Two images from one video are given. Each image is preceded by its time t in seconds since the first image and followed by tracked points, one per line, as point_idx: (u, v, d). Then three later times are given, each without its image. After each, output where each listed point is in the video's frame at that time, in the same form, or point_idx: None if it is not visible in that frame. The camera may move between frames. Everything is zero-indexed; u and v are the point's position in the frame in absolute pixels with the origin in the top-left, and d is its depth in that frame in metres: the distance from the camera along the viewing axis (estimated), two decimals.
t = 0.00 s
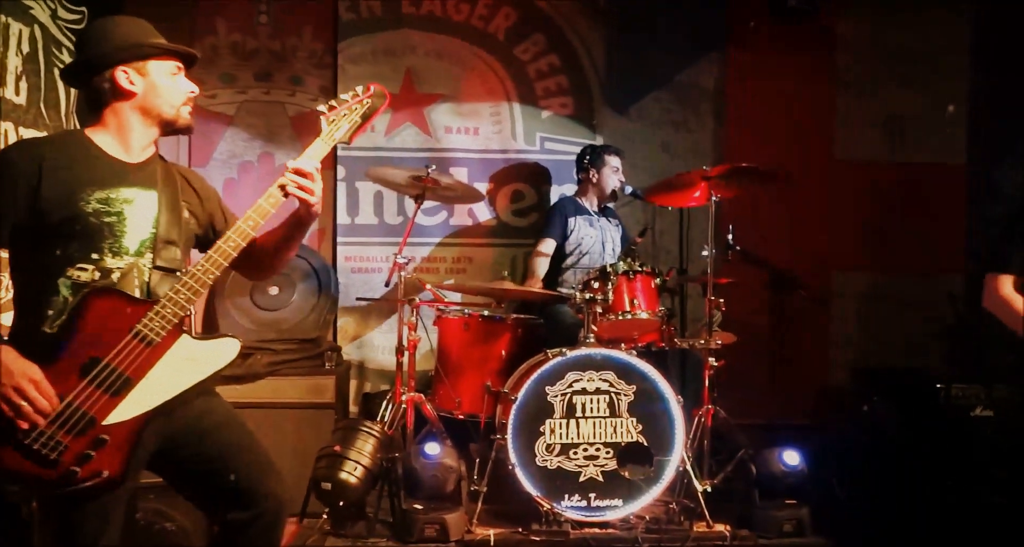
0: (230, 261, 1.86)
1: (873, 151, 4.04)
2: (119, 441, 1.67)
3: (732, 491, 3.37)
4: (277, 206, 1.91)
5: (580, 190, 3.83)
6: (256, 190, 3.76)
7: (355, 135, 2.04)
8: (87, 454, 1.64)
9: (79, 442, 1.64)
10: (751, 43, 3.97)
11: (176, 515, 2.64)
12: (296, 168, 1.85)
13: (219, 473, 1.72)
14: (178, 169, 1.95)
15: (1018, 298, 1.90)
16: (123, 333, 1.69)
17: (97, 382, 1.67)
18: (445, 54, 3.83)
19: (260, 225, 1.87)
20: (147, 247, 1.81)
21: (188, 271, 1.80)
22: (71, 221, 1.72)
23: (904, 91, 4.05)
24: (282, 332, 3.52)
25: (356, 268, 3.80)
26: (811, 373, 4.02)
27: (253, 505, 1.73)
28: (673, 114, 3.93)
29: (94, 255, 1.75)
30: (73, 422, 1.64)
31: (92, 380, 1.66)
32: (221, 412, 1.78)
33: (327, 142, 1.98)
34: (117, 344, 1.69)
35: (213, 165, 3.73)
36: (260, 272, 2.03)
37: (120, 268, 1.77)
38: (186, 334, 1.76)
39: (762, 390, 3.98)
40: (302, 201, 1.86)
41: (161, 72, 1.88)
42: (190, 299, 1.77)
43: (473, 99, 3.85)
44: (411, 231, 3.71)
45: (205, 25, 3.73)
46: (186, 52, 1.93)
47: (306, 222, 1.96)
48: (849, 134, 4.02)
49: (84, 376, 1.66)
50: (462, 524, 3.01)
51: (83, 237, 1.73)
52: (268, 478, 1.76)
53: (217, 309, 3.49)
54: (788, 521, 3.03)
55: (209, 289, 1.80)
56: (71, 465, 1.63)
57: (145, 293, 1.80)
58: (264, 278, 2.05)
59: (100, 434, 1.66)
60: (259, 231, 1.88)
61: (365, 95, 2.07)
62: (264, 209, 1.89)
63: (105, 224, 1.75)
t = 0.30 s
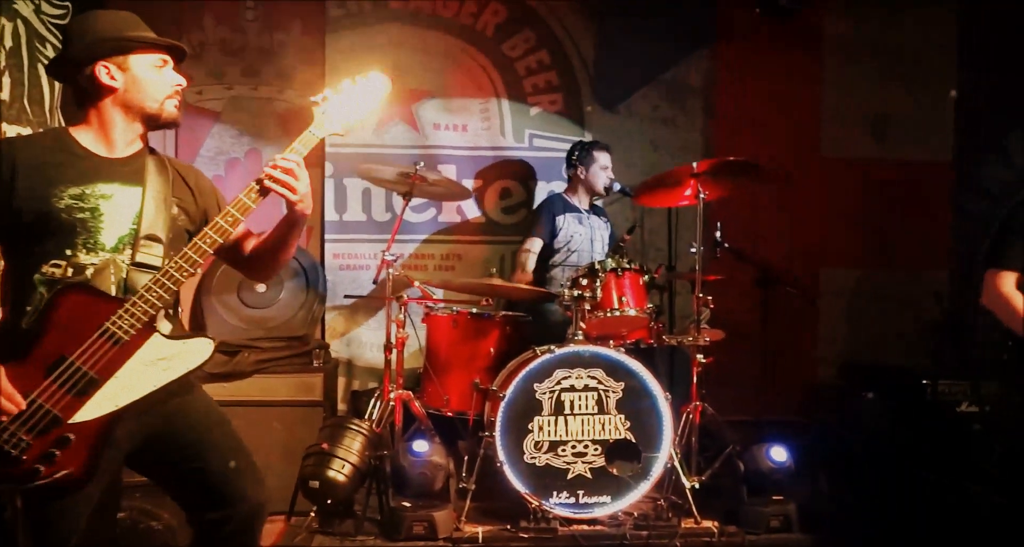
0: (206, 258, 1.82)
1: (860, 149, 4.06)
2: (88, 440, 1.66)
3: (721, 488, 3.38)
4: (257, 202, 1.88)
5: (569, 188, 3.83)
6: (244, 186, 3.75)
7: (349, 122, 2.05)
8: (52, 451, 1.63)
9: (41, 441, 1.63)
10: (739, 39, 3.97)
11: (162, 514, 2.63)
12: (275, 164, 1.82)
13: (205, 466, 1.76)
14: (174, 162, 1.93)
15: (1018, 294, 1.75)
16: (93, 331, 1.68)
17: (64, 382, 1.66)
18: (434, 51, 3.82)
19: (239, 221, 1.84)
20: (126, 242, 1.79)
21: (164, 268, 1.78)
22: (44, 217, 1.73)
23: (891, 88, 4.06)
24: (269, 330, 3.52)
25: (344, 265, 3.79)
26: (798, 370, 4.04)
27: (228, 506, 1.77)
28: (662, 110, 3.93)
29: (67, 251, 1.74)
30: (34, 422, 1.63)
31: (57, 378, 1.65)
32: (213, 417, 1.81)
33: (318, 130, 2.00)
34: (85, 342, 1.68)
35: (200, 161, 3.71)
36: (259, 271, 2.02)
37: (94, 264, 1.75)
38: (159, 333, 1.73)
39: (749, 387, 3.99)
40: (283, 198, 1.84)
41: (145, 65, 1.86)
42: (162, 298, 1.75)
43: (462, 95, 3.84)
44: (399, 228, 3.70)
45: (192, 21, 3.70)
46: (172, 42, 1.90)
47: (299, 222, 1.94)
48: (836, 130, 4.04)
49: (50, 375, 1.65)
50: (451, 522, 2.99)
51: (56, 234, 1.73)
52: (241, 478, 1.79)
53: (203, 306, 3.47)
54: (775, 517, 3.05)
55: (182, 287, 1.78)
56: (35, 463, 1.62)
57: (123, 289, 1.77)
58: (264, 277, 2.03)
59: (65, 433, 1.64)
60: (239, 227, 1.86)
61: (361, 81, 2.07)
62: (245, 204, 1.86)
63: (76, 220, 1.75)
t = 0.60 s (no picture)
0: (202, 259, 1.87)
1: (843, 147, 4.08)
2: (74, 439, 1.71)
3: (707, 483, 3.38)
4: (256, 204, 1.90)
5: (556, 185, 3.84)
6: (229, 185, 3.72)
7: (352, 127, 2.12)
8: (37, 451, 1.68)
9: (28, 440, 1.68)
10: (724, 38, 3.98)
11: (147, 513, 2.62)
12: (274, 168, 1.84)
13: (198, 466, 1.81)
14: (169, 159, 1.98)
15: None
16: (84, 329, 1.74)
17: (53, 382, 1.71)
18: (419, 48, 3.81)
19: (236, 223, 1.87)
20: (119, 240, 1.87)
21: (158, 269, 1.83)
22: (36, 211, 1.82)
23: (874, 86, 4.09)
24: (253, 327, 3.49)
25: (330, 263, 3.78)
26: (783, 367, 4.06)
27: (215, 513, 1.82)
28: (647, 108, 3.94)
29: (59, 247, 1.83)
30: (21, 421, 1.68)
31: (47, 378, 1.71)
32: (200, 424, 1.84)
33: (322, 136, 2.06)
34: (74, 342, 1.73)
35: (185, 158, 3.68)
36: (252, 272, 2.03)
37: (87, 260, 1.84)
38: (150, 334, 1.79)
39: (735, 384, 4.01)
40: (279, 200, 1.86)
41: (143, 62, 1.92)
42: (153, 299, 1.80)
43: (448, 93, 3.83)
44: (385, 226, 3.69)
45: (176, 16, 3.67)
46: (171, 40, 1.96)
47: (291, 226, 1.95)
48: (820, 129, 4.06)
49: (36, 375, 1.70)
50: (437, 520, 2.99)
51: (48, 231, 1.82)
52: (229, 482, 1.83)
53: (188, 302, 3.43)
54: (759, 513, 3.07)
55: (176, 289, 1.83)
56: (20, 461, 1.67)
57: (114, 287, 1.84)
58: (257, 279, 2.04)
59: (52, 433, 1.69)
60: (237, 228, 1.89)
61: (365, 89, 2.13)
62: (244, 206, 1.89)
63: (70, 214, 1.83)
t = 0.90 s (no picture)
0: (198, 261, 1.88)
1: (829, 145, 4.11)
2: (66, 439, 1.70)
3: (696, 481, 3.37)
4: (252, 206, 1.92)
5: (543, 182, 3.84)
6: (214, 184, 3.69)
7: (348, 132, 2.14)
8: (28, 451, 1.66)
9: (20, 440, 1.66)
10: (710, 36, 3.99)
11: (134, 512, 2.60)
12: (256, 183, 1.85)
13: (186, 465, 1.83)
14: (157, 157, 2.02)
15: None
16: (78, 328, 1.73)
17: (46, 380, 1.69)
18: (406, 45, 3.80)
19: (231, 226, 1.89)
20: (111, 239, 1.86)
21: (153, 270, 1.83)
22: (27, 209, 1.80)
23: (860, 84, 4.11)
24: (241, 326, 3.48)
25: (318, 261, 3.76)
26: (770, 363, 4.08)
27: (206, 512, 1.85)
28: (635, 106, 3.95)
29: (50, 246, 1.81)
30: (13, 420, 1.66)
31: (42, 379, 1.69)
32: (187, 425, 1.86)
33: (319, 141, 2.08)
34: (68, 342, 1.72)
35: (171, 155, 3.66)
36: (230, 279, 2.05)
37: (79, 260, 1.82)
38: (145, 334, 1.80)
39: (723, 381, 4.03)
40: (256, 214, 1.88)
41: (129, 58, 1.93)
42: (149, 299, 1.81)
43: (436, 90, 3.82)
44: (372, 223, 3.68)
45: (161, 13, 3.64)
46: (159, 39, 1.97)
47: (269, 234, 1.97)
48: (805, 127, 4.08)
49: (30, 374, 1.68)
50: (425, 518, 2.99)
51: (40, 229, 1.81)
52: (216, 481, 1.85)
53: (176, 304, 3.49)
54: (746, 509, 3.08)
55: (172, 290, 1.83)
56: (11, 462, 1.65)
57: (107, 287, 1.83)
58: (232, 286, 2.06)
59: (43, 433, 1.68)
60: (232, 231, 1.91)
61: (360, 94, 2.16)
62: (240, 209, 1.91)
63: (60, 213, 1.82)
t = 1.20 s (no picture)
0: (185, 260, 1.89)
1: (817, 144, 4.13)
2: (52, 439, 1.69)
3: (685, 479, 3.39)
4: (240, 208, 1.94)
5: (532, 180, 3.84)
6: (202, 182, 3.67)
7: (335, 134, 2.16)
8: (13, 451, 1.64)
9: (8, 439, 1.65)
10: (699, 35, 4.01)
11: (122, 512, 2.58)
12: (256, 174, 1.85)
13: (174, 465, 1.83)
14: (142, 157, 2.01)
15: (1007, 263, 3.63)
16: (66, 327, 1.72)
17: (33, 379, 1.68)
18: (395, 43, 3.79)
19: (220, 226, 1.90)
20: (96, 238, 1.86)
21: (140, 270, 1.83)
22: (11, 208, 1.79)
23: (848, 84, 4.13)
24: (230, 325, 3.50)
25: (306, 260, 3.75)
26: (758, 362, 4.10)
27: (195, 511, 1.84)
28: (624, 105, 3.96)
29: (34, 245, 1.81)
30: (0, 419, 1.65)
31: (27, 378, 1.68)
32: (179, 425, 1.87)
33: (307, 142, 2.09)
34: (56, 341, 1.71)
35: (158, 153, 3.64)
36: (217, 282, 2.05)
37: (63, 259, 1.82)
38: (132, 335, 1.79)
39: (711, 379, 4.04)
40: (254, 208, 1.86)
41: (111, 59, 1.91)
42: (138, 300, 1.81)
43: (425, 89, 3.82)
44: (361, 222, 3.67)
45: (148, 10, 3.62)
46: (141, 38, 1.94)
47: (261, 234, 1.97)
48: (793, 127, 4.10)
49: (17, 373, 1.67)
50: (415, 517, 2.98)
51: (24, 228, 1.80)
52: (206, 480, 1.85)
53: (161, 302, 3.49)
54: (734, 507, 3.08)
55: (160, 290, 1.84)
56: None
57: (93, 285, 1.83)
58: (219, 289, 2.06)
59: (29, 433, 1.66)
60: (220, 231, 1.92)
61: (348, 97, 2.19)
62: (228, 209, 1.92)
63: (45, 212, 1.81)
